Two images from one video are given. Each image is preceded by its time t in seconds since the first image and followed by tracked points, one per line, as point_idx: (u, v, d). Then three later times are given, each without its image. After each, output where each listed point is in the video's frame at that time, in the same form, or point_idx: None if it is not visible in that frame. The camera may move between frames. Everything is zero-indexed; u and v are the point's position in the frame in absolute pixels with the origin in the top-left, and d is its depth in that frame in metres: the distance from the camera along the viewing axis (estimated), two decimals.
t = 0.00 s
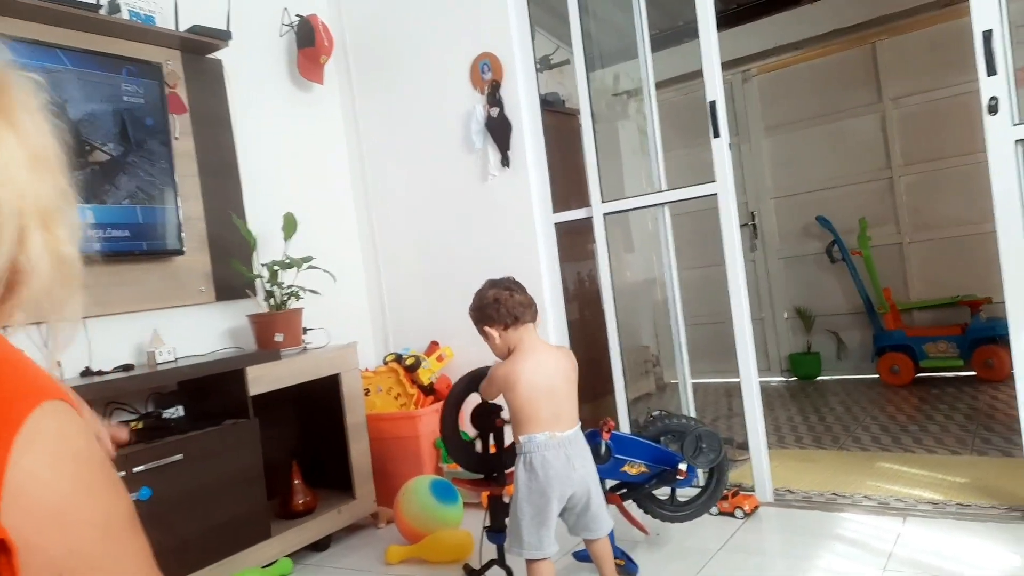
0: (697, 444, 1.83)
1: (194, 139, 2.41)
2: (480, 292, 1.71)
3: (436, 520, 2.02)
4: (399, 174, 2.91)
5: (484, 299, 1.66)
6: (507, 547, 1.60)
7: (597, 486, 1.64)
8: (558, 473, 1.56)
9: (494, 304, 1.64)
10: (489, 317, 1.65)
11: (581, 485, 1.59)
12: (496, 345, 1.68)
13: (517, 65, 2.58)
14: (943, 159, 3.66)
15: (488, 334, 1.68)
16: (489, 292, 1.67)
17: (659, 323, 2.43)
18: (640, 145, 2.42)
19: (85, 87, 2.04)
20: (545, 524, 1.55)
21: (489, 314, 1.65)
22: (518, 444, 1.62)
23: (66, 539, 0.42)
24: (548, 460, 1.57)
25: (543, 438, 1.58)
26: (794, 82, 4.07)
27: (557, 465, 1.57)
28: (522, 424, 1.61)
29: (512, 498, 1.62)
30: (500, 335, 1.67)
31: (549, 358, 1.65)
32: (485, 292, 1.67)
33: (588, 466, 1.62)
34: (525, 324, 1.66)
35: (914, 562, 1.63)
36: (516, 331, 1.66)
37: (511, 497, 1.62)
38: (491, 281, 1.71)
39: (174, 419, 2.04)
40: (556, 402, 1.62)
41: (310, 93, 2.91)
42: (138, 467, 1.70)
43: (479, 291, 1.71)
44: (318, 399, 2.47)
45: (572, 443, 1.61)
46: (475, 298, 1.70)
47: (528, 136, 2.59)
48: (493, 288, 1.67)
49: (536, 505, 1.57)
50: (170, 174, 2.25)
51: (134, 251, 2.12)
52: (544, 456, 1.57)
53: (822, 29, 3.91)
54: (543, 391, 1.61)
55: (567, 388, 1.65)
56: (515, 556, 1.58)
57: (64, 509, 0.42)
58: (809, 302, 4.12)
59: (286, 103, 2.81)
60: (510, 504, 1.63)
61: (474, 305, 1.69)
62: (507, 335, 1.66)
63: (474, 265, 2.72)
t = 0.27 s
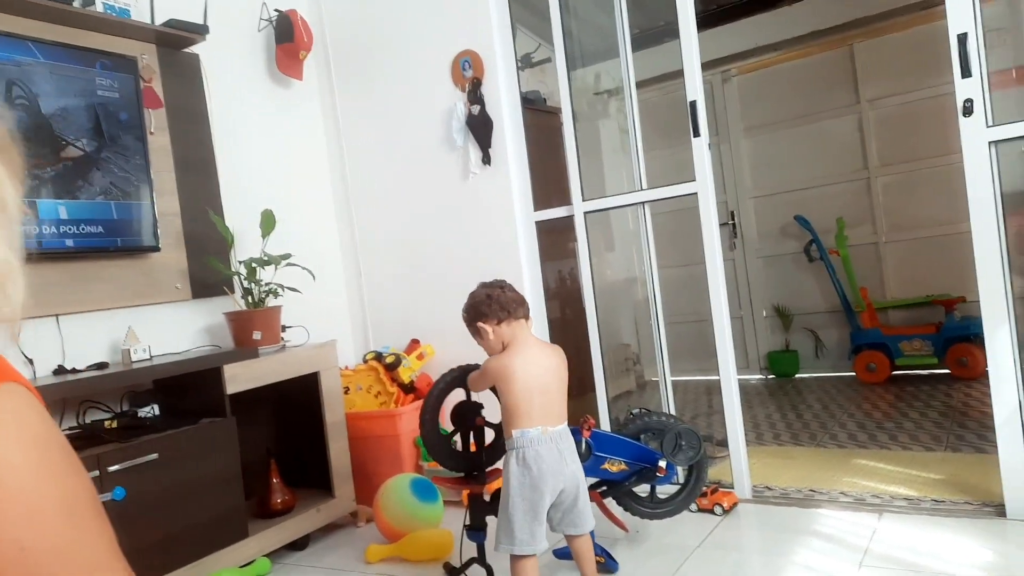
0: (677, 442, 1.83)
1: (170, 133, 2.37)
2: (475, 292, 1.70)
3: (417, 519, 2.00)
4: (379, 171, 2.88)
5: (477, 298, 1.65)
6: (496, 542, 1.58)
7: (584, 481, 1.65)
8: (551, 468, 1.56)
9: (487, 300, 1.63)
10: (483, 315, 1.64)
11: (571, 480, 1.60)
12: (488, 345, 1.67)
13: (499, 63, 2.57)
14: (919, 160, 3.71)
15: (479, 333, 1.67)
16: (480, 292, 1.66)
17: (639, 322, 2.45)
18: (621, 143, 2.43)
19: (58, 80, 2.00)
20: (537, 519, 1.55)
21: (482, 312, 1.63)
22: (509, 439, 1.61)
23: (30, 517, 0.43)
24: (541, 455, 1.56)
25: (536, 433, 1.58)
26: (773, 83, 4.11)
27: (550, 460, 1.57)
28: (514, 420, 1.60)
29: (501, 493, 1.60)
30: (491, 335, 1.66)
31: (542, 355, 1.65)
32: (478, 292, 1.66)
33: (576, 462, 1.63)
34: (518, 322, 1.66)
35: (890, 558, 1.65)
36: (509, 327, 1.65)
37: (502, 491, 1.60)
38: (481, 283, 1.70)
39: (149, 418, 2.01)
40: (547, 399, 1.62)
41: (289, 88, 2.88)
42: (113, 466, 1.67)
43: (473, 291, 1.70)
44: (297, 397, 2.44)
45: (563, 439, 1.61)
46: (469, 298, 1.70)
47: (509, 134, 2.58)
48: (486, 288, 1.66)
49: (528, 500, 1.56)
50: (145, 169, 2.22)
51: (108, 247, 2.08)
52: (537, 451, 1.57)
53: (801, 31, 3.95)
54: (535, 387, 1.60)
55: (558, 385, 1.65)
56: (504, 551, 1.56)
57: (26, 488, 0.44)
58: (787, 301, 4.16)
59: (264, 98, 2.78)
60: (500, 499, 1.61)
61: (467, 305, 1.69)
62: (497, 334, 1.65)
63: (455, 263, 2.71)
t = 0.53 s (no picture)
0: (665, 439, 1.83)
1: (158, 127, 2.35)
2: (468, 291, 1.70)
3: (405, 515, 2.00)
4: (369, 166, 2.87)
5: (469, 296, 1.65)
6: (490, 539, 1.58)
7: (576, 477, 1.65)
8: (545, 465, 1.56)
9: (479, 298, 1.63)
10: (475, 312, 1.63)
11: (564, 476, 1.60)
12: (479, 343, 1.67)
13: (490, 59, 2.56)
14: (907, 160, 3.74)
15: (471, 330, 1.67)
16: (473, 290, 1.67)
17: (629, 320, 2.46)
18: (611, 141, 2.43)
19: (43, 72, 1.97)
20: (531, 515, 1.55)
21: (475, 308, 1.63)
22: (503, 436, 1.60)
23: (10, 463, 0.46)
24: (535, 452, 1.56)
25: (530, 429, 1.58)
26: (763, 82, 4.12)
27: (544, 456, 1.57)
28: (507, 416, 1.59)
29: (494, 490, 1.60)
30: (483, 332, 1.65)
31: (535, 351, 1.65)
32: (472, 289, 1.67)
33: (568, 457, 1.63)
34: (511, 318, 1.66)
35: (876, 555, 1.66)
36: (501, 324, 1.65)
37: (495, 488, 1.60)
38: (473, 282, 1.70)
39: (136, 414, 1.99)
40: (540, 395, 1.62)
41: (278, 82, 2.86)
42: (99, 462, 1.66)
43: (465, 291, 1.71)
44: (285, 393, 2.43)
45: (555, 435, 1.61)
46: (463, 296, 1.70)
47: (500, 131, 2.58)
48: (478, 286, 1.66)
49: (522, 496, 1.55)
50: (133, 162, 2.19)
51: (94, 241, 2.06)
52: (531, 448, 1.56)
53: (791, 30, 3.97)
54: (530, 383, 1.60)
55: (551, 381, 1.66)
56: (498, 548, 1.56)
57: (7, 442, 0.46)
58: (775, 299, 4.19)
59: (253, 91, 2.76)
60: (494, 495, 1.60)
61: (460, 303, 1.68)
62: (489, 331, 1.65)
63: (444, 259, 2.70)
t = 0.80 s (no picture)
0: (657, 440, 1.85)
1: (151, 124, 2.34)
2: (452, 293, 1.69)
3: (397, 516, 2.00)
4: (363, 165, 2.86)
5: (456, 296, 1.64)
6: (485, 541, 1.57)
7: (567, 475, 1.66)
8: (539, 463, 1.57)
9: (467, 297, 1.63)
10: (462, 312, 1.62)
11: (557, 474, 1.60)
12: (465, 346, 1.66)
13: (485, 59, 2.56)
14: (900, 163, 3.75)
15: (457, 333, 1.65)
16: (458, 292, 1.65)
17: (622, 321, 2.46)
18: (606, 142, 2.43)
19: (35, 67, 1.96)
20: (526, 514, 1.55)
21: (463, 308, 1.62)
22: (494, 436, 1.60)
23: None
24: (528, 449, 1.56)
25: (521, 428, 1.58)
26: (758, 85, 4.13)
27: (537, 454, 1.57)
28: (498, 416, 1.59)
29: (487, 490, 1.59)
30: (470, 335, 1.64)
31: (524, 350, 1.65)
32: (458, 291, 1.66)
33: (560, 455, 1.64)
34: (499, 317, 1.66)
35: (867, 558, 1.67)
36: (489, 323, 1.65)
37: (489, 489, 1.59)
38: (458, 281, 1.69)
39: (127, 412, 1.98)
40: (530, 393, 1.62)
41: (273, 80, 2.85)
42: (88, 461, 1.65)
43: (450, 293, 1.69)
44: (277, 393, 2.42)
45: (547, 434, 1.62)
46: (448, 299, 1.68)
47: (495, 131, 2.57)
48: (464, 286, 1.65)
49: (516, 495, 1.56)
50: (126, 159, 2.18)
51: (86, 239, 2.05)
52: (524, 446, 1.57)
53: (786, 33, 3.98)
54: (519, 382, 1.61)
55: (540, 380, 1.66)
56: (493, 548, 1.56)
57: None
58: (769, 302, 4.20)
59: (248, 89, 2.75)
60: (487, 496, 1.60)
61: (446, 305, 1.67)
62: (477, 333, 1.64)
63: (438, 259, 2.70)
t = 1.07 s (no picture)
0: (649, 443, 1.84)
1: (144, 120, 2.32)
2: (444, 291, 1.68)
3: (387, 517, 1.99)
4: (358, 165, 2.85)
5: (448, 292, 1.63)
6: (469, 542, 1.57)
7: (552, 475, 1.66)
8: (523, 464, 1.56)
9: (460, 295, 1.62)
10: (455, 309, 1.62)
11: (542, 474, 1.60)
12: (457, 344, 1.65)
13: (480, 60, 2.55)
14: (892, 169, 3.77)
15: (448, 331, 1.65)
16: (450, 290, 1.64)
17: (615, 324, 2.47)
18: (601, 145, 2.43)
19: (27, 62, 1.94)
20: (510, 514, 1.55)
21: (455, 304, 1.62)
22: (478, 436, 1.59)
23: None
24: (512, 450, 1.56)
25: (506, 428, 1.58)
26: (752, 89, 4.15)
27: (521, 455, 1.57)
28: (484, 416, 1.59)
29: (472, 491, 1.59)
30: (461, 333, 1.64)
31: (514, 349, 1.65)
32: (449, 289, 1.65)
33: (544, 455, 1.64)
34: (490, 316, 1.66)
35: (856, 562, 1.67)
36: (480, 322, 1.64)
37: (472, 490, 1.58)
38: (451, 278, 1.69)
39: (116, 410, 1.97)
40: (517, 393, 1.62)
41: (267, 78, 2.84)
42: (76, 458, 1.64)
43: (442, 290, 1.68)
44: (268, 392, 2.41)
45: (531, 434, 1.62)
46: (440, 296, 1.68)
47: (489, 132, 2.57)
48: (457, 283, 1.65)
49: (501, 496, 1.55)
50: (117, 155, 2.16)
51: (77, 235, 2.03)
52: (509, 447, 1.56)
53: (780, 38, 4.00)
54: (507, 381, 1.61)
55: (528, 380, 1.66)
56: (477, 550, 1.55)
57: None
58: (760, 306, 4.22)
59: (242, 86, 2.73)
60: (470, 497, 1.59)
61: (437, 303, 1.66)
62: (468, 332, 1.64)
63: (431, 259, 2.69)
